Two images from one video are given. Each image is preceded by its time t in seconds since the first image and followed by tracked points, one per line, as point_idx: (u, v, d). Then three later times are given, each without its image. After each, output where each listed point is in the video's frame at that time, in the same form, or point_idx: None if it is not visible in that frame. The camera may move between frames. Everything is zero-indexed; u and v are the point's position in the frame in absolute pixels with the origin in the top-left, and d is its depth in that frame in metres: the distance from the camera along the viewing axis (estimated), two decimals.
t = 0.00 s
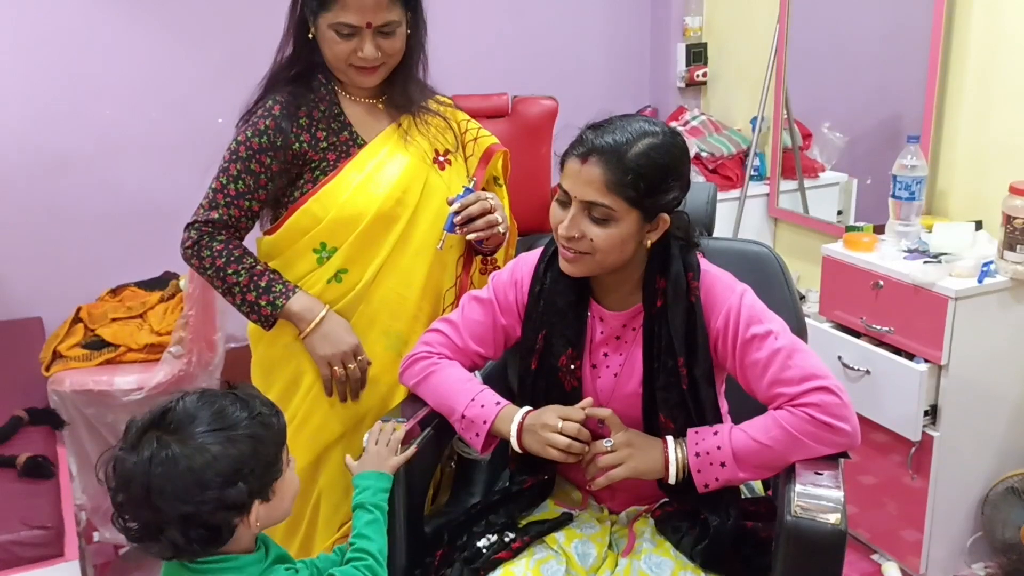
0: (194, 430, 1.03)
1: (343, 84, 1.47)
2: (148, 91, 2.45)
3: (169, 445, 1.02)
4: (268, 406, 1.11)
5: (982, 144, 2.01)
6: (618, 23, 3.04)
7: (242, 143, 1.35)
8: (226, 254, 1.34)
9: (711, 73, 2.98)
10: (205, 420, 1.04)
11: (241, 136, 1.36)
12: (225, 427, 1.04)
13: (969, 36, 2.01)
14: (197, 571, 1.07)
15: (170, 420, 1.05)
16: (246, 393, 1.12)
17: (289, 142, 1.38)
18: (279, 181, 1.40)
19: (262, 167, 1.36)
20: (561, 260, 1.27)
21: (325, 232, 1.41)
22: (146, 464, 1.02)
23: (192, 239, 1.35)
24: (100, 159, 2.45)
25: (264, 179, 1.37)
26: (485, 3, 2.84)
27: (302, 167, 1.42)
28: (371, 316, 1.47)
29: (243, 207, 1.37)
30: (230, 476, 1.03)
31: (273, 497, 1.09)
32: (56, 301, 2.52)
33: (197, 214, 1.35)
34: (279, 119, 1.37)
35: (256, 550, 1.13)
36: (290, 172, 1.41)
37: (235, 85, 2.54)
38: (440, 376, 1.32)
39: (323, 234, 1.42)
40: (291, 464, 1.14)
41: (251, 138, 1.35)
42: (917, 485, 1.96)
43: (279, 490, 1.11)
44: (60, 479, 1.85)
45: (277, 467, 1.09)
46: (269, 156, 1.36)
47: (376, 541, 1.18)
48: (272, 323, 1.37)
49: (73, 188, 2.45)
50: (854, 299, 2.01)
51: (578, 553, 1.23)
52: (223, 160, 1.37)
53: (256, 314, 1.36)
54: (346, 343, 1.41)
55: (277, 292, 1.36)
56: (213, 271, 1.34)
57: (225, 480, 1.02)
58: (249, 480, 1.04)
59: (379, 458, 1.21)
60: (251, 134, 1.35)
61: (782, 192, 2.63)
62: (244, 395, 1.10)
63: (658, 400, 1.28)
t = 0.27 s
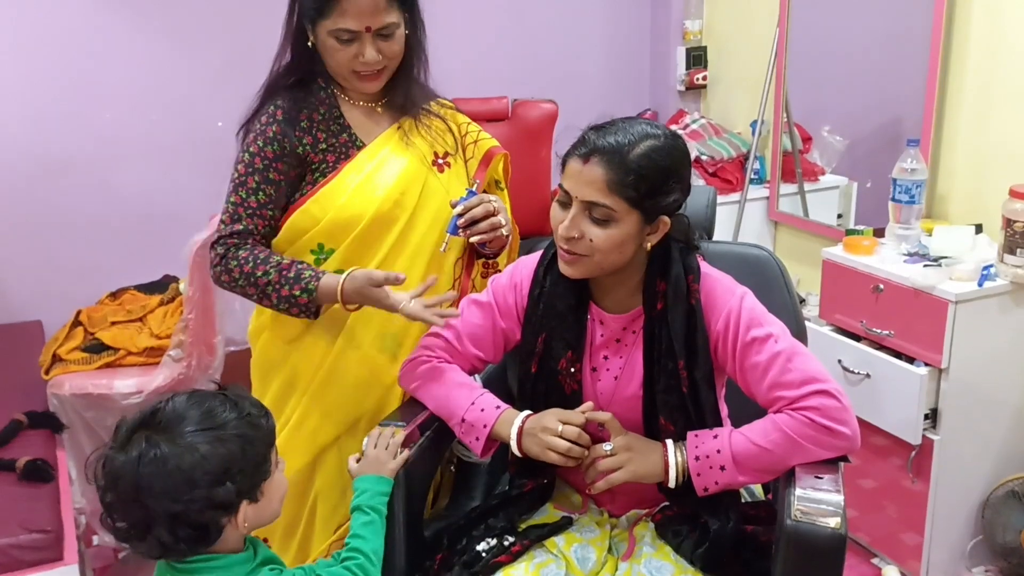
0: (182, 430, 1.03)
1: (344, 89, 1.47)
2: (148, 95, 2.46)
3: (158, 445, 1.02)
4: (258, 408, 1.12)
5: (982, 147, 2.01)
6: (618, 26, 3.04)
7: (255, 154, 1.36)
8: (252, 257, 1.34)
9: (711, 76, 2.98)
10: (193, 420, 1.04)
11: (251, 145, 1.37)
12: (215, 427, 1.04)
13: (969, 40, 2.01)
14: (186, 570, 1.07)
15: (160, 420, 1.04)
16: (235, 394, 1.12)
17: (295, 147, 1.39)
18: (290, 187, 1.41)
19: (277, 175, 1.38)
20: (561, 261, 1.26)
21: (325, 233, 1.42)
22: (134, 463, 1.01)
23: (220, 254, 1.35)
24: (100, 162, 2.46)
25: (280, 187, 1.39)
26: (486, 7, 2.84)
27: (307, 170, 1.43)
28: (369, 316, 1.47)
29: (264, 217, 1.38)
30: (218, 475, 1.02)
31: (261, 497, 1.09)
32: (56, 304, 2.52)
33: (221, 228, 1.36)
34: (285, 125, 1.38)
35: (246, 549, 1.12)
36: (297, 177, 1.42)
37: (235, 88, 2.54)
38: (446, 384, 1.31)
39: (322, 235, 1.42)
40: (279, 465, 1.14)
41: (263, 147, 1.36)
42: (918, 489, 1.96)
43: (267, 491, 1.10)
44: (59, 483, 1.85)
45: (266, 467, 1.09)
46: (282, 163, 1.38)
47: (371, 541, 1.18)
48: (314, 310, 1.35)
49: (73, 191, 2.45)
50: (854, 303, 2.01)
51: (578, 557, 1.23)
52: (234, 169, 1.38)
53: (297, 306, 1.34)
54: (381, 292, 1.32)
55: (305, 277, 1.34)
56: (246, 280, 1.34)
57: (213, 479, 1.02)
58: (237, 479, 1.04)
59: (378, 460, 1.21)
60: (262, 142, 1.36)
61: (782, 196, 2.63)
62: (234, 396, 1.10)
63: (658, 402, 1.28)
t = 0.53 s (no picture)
0: (169, 434, 1.03)
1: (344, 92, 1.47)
2: (148, 99, 2.46)
3: (144, 451, 1.02)
4: (246, 409, 1.10)
5: (982, 151, 2.01)
6: (618, 30, 3.04)
7: (247, 156, 1.36)
8: (238, 251, 1.34)
9: (711, 81, 2.98)
10: (180, 424, 1.04)
11: (246, 148, 1.37)
12: (202, 431, 1.04)
13: (968, 45, 2.01)
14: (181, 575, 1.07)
15: (146, 426, 1.04)
16: (225, 396, 1.11)
17: (293, 150, 1.39)
18: (286, 191, 1.41)
19: (270, 178, 1.38)
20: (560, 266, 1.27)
21: (329, 238, 1.42)
22: (121, 470, 1.02)
23: (204, 251, 1.35)
24: (100, 166, 2.46)
25: (272, 190, 1.39)
26: (486, 11, 2.84)
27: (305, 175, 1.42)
28: (372, 320, 1.47)
29: (253, 220, 1.38)
30: (205, 479, 1.02)
31: (254, 499, 1.08)
32: (56, 309, 2.52)
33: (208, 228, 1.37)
34: (282, 130, 1.38)
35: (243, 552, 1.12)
36: (294, 181, 1.42)
37: (236, 92, 2.55)
38: (443, 386, 1.31)
39: (326, 241, 1.43)
40: (271, 466, 1.13)
41: (257, 150, 1.36)
42: (918, 493, 1.96)
43: (260, 492, 1.10)
44: (58, 487, 1.85)
45: (258, 469, 1.08)
46: (276, 166, 1.38)
47: (370, 537, 1.19)
48: (301, 295, 1.36)
49: (73, 195, 2.45)
50: (854, 307, 2.01)
51: (579, 561, 1.23)
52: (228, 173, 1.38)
53: (283, 290, 1.34)
54: (372, 268, 1.35)
55: (292, 262, 1.35)
56: (231, 272, 1.34)
57: (200, 482, 1.02)
58: (225, 481, 1.04)
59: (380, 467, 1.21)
60: (255, 146, 1.36)
61: (782, 200, 2.63)
62: (223, 399, 1.09)
63: (658, 406, 1.28)
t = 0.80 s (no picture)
0: (170, 440, 1.03)
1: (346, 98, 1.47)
2: (149, 103, 2.46)
3: (145, 457, 1.02)
4: (247, 412, 1.11)
5: (982, 156, 2.01)
6: (618, 35, 3.05)
7: (249, 162, 1.37)
8: (242, 261, 1.37)
9: (711, 85, 2.98)
10: (181, 430, 1.04)
11: (247, 154, 1.38)
12: (203, 436, 1.04)
13: (968, 50, 2.02)
14: None
15: (147, 432, 1.04)
16: (226, 400, 1.11)
17: (293, 157, 1.40)
18: (286, 198, 1.42)
19: (271, 185, 1.39)
20: (561, 272, 1.27)
21: (329, 244, 1.43)
22: (123, 476, 1.02)
23: (206, 258, 1.37)
24: (101, 170, 2.46)
25: (273, 197, 1.40)
26: (486, 16, 2.85)
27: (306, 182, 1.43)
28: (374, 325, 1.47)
29: (255, 226, 1.39)
30: (207, 484, 1.02)
31: (257, 503, 1.09)
32: (56, 312, 2.52)
33: (210, 234, 1.38)
34: (283, 136, 1.38)
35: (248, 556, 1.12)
36: (295, 188, 1.42)
37: (236, 97, 2.55)
38: (444, 392, 1.31)
39: (327, 247, 1.43)
40: (274, 471, 1.13)
41: (257, 157, 1.37)
42: (918, 498, 1.96)
43: (262, 497, 1.10)
44: (58, 491, 1.85)
45: (260, 473, 1.08)
46: (278, 173, 1.38)
47: (375, 533, 1.18)
48: (308, 310, 1.40)
49: (74, 199, 2.45)
50: (854, 311, 2.01)
51: (579, 566, 1.23)
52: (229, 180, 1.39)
53: (291, 304, 1.38)
54: (384, 286, 1.40)
55: (303, 276, 1.39)
56: (237, 281, 1.36)
57: (202, 488, 1.02)
58: (227, 486, 1.04)
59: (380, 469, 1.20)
60: (256, 152, 1.37)
61: (782, 204, 2.63)
62: (224, 403, 1.09)
63: (659, 410, 1.28)
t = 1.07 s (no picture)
0: (183, 443, 1.03)
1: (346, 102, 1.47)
2: (149, 107, 2.47)
3: (158, 459, 1.02)
4: (260, 420, 1.10)
5: (981, 160, 2.02)
6: (618, 39, 3.05)
7: (251, 169, 1.36)
8: (249, 268, 1.37)
9: (710, 89, 2.99)
10: (194, 434, 1.03)
11: (249, 160, 1.37)
12: (215, 442, 1.03)
13: (967, 54, 2.02)
14: None
15: (160, 435, 1.04)
16: (240, 406, 1.11)
17: (294, 163, 1.39)
18: (288, 204, 1.42)
19: (274, 191, 1.38)
20: (563, 275, 1.27)
21: (330, 250, 1.43)
22: (133, 478, 1.01)
23: (211, 266, 1.37)
24: (101, 174, 2.46)
25: (276, 203, 1.39)
26: (485, 20, 2.85)
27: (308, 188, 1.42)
28: (375, 329, 1.47)
29: (258, 232, 1.39)
30: (218, 489, 1.02)
31: (265, 511, 1.08)
32: (56, 316, 2.52)
33: (213, 242, 1.37)
34: (284, 142, 1.38)
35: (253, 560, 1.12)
36: (295, 194, 1.42)
37: (236, 101, 2.55)
38: (443, 393, 1.31)
39: (327, 252, 1.43)
40: (282, 479, 1.13)
41: (259, 164, 1.36)
42: (918, 501, 1.96)
43: (271, 504, 1.10)
44: (58, 495, 1.84)
45: (269, 480, 1.08)
46: (280, 179, 1.38)
47: (378, 536, 1.17)
48: (318, 311, 1.40)
49: (74, 203, 2.45)
50: (854, 315, 2.01)
51: (580, 570, 1.23)
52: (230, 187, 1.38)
53: (302, 307, 1.39)
54: (393, 281, 1.42)
55: (312, 280, 1.40)
56: (246, 288, 1.37)
57: (213, 492, 1.01)
58: (238, 492, 1.03)
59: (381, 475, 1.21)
60: (257, 158, 1.37)
61: (781, 208, 2.63)
62: (238, 411, 1.09)
63: (659, 414, 1.28)
